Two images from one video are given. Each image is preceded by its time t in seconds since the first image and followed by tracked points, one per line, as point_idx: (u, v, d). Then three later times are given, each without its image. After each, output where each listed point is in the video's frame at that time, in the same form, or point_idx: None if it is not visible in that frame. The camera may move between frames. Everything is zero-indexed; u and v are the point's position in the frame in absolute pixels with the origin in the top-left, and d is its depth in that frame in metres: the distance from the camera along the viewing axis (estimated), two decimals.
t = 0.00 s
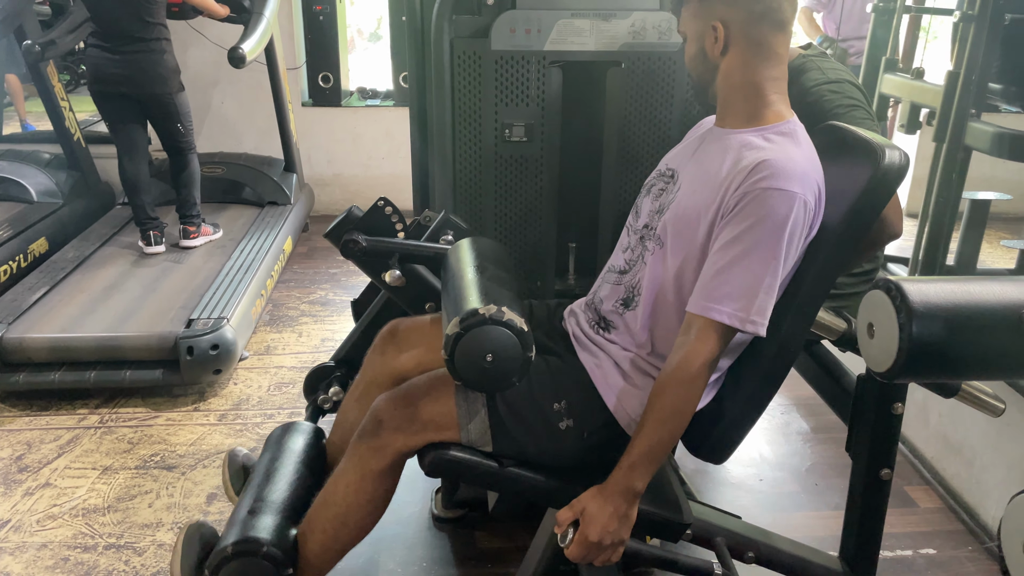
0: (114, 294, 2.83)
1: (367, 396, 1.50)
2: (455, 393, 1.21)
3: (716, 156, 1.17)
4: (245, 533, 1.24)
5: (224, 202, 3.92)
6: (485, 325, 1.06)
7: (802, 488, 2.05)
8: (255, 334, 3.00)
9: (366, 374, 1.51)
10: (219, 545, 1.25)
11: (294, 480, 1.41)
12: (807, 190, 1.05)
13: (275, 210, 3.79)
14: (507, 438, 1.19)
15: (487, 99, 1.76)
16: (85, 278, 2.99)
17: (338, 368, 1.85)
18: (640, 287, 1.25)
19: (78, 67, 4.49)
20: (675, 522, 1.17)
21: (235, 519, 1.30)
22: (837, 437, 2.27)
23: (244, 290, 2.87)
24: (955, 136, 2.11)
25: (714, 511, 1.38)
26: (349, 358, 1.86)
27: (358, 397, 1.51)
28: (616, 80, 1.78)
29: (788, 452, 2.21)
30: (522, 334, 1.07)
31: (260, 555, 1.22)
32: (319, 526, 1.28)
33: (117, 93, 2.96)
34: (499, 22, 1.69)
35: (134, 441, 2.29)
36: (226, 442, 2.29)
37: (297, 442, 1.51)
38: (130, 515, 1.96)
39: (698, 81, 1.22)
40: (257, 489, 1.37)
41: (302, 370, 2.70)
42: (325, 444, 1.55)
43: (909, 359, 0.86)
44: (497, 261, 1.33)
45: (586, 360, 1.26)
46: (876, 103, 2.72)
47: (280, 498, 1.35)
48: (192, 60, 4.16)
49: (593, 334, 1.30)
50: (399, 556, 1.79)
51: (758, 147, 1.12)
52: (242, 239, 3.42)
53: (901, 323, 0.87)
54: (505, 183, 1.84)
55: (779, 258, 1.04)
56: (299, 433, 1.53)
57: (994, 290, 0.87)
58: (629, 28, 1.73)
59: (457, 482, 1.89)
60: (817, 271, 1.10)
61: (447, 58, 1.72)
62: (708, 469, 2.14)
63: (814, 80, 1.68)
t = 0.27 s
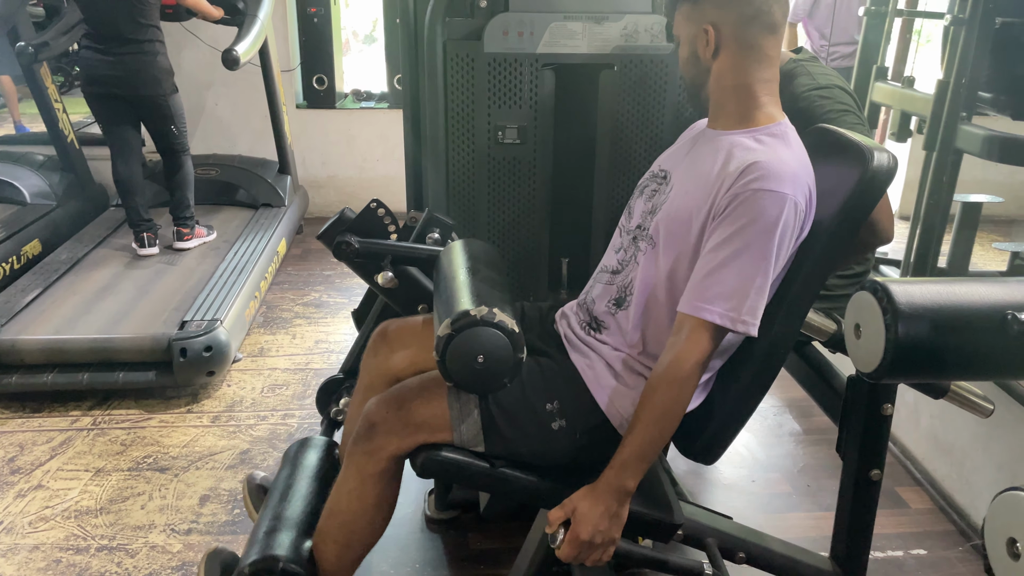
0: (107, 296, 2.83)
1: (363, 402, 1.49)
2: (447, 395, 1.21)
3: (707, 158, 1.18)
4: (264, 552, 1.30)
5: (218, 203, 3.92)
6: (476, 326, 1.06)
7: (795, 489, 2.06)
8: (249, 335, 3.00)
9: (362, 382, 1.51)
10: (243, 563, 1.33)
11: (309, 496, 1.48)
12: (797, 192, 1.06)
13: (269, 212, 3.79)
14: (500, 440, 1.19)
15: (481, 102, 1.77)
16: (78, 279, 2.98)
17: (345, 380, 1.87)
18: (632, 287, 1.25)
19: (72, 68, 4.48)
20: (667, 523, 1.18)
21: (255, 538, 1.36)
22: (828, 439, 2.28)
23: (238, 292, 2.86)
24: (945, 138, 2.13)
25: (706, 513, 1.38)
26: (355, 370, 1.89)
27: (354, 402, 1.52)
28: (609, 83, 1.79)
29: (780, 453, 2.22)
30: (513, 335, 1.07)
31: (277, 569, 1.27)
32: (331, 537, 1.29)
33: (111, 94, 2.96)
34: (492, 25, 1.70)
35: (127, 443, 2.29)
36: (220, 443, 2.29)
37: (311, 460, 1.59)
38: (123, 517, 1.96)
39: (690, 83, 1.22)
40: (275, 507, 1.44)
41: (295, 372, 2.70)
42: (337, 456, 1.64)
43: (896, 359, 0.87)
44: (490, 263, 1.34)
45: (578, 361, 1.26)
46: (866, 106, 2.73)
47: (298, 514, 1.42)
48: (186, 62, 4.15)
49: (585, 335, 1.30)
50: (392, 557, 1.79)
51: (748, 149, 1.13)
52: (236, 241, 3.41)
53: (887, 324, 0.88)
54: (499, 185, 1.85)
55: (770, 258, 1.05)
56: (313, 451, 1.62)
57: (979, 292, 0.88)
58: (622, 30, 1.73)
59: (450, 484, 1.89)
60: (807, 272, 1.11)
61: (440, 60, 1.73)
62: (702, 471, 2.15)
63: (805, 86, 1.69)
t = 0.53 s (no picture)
0: (102, 297, 2.82)
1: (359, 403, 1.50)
2: (441, 395, 1.21)
3: (700, 159, 1.19)
4: (277, 563, 1.28)
5: (213, 205, 3.91)
6: (469, 326, 1.07)
7: (789, 489, 2.07)
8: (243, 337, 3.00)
9: (360, 385, 1.51)
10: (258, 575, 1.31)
11: (321, 504, 1.45)
12: (789, 192, 1.06)
13: (264, 213, 3.79)
14: (494, 441, 1.19)
15: (475, 103, 1.77)
16: (72, 281, 2.97)
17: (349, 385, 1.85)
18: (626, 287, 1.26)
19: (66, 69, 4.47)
20: (660, 522, 1.18)
21: (269, 548, 1.34)
22: (822, 439, 2.29)
23: (232, 293, 2.86)
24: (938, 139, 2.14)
25: (699, 512, 1.39)
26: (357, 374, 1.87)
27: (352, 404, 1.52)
28: (603, 84, 1.79)
29: (774, 453, 2.22)
30: (505, 335, 1.08)
31: None
32: (339, 543, 1.30)
33: (106, 96, 2.95)
34: (486, 27, 1.70)
35: (121, 445, 2.28)
36: (214, 445, 2.28)
37: (322, 467, 1.56)
38: (117, 518, 1.96)
39: (683, 84, 1.22)
40: (288, 517, 1.41)
41: (290, 373, 2.70)
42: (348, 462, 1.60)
43: (885, 360, 0.88)
44: (483, 264, 1.34)
45: (572, 360, 1.27)
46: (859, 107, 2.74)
47: (311, 523, 1.39)
48: (181, 64, 4.15)
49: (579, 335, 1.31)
50: (387, 558, 1.79)
51: (741, 150, 1.13)
52: (231, 243, 3.41)
53: (877, 324, 0.88)
54: (493, 186, 1.85)
55: (762, 258, 1.05)
56: (324, 458, 1.58)
57: (968, 292, 0.89)
58: (615, 32, 1.74)
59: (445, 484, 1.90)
60: (799, 272, 1.12)
61: (434, 62, 1.73)
62: (697, 472, 2.15)
63: (795, 94, 1.69)
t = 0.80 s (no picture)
0: (100, 299, 2.82)
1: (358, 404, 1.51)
2: (440, 395, 1.21)
3: (697, 164, 1.19)
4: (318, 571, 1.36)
5: (211, 207, 3.91)
6: (465, 328, 1.07)
7: (786, 489, 2.08)
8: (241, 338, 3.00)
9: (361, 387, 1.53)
10: None
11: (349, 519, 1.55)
12: (786, 195, 1.07)
13: (262, 215, 3.79)
14: (491, 442, 1.20)
15: (473, 104, 1.78)
16: (70, 283, 2.98)
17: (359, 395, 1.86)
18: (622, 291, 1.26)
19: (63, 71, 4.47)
20: (655, 522, 1.19)
21: (308, 559, 1.42)
22: (818, 439, 2.30)
23: (230, 295, 2.86)
24: (933, 141, 2.15)
25: (694, 511, 1.40)
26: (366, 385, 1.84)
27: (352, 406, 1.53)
28: (600, 86, 1.80)
29: (771, 453, 2.23)
30: (503, 336, 1.08)
31: None
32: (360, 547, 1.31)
33: (104, 98, 2.96)
34: (483, 28, 1.71)
35: (119, 446, 2.29)
36: (212, 446, 2.29)
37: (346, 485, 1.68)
38: (115, 519, 1.96)
39: (678, 88, 1.23)
40: (321, 530, 1.50)
41: (288, 375, 2.70)
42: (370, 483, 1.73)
43: (876, 358, 0.89)
44: (480, 265, 1.35)
45: (568, 365, 1.27)
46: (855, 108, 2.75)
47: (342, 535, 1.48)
48: (179, 65, 4.15)
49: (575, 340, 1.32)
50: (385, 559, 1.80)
51: (738, 154, 1.14)
52: (228, 244, 3.41)
53: (869, 323, 0.89)
54: (490, 187, 1.86)
55: (760, 261, 1.06)
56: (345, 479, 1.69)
57: (958, 292, 0.90)
58: (611, 35, 1.75)
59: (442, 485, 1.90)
60: (793, 273, 1.12)
61: (431, 63, 1.74)
62: (693, 472, 2.16)
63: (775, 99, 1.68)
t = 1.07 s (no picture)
0: (98, 301, 2.82)
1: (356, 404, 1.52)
2: (436, 402, 1.21)
3: (676, 184, 1.19)
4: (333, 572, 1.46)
5: (209, 209, 3.92)
6: (461, 329, 1.07)
7: (783, 490, 2.08)
8: (240, 340, 3.00)
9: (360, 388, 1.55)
10: None
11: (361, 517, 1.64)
12: (765, 211, 1.07)
13: (260, 217, 3.79)
14: (487, 447, 1.19)
15: (469, 105, 1.79)
16: (69, 285, 2.98)
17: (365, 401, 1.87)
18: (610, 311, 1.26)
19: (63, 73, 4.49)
20: (652, 523, 1.19)
21: (326, 564, 1.52)
22: (816, 440, 2.30)
23: (228, 296, 2.86)
24: (930, 141, 2.16)
25: (691, 512, 1.40)
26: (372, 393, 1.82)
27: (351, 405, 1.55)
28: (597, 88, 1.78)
29: (769, 454, 2.23)
30: (500, 337, 1.09)
31: None
32: (377, 546, 1.32)
33: (101, 101, 2.96)
34: (480, 30, 1.70)
35: (117, 448, 2.29)
36: (210, 448, 2.29)
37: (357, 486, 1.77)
38: (113, 521, 1.96)
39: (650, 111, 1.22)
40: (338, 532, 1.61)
41: (286, 377, 2.70)
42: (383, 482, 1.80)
43: (871, 357, 0.90)
44: (477, 267, 1.34)
45: (564, 385, 1.27)
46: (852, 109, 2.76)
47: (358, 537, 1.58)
48: (177, 67, 4.15)
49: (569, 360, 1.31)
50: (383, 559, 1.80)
51: (714, 174, 1.13)
52: (227, 246, 3.42)
53: (863, 323, 0.90)
54: (488, 188, 1.87)
55: (752, 282, 1.05)
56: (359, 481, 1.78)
57: (952, 292, 0.90)
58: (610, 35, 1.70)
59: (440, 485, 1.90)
60: (788, 274, 1.13)
61: (427, 66, 1.74)
62: (691, 473, 2.16)
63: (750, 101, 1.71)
